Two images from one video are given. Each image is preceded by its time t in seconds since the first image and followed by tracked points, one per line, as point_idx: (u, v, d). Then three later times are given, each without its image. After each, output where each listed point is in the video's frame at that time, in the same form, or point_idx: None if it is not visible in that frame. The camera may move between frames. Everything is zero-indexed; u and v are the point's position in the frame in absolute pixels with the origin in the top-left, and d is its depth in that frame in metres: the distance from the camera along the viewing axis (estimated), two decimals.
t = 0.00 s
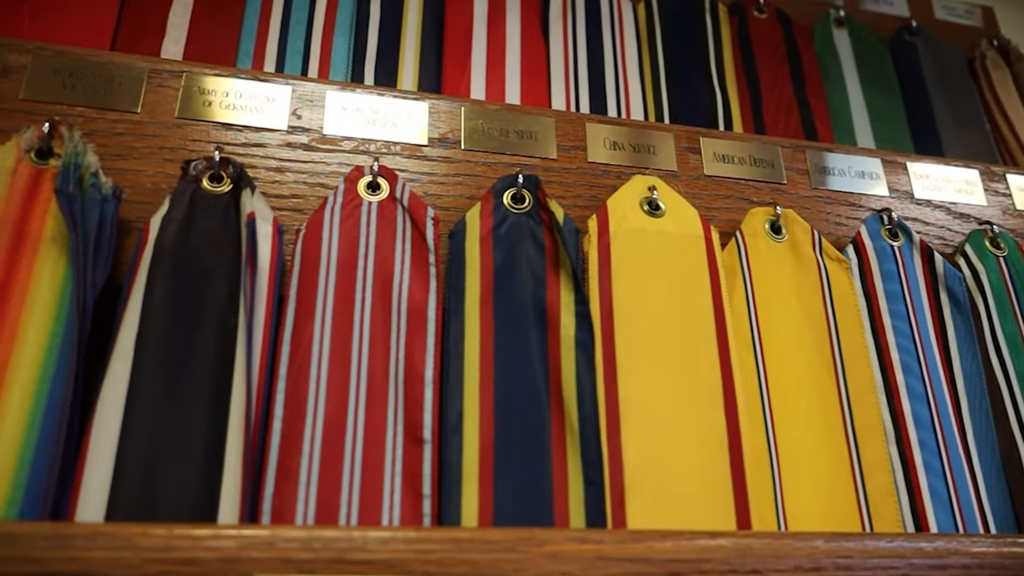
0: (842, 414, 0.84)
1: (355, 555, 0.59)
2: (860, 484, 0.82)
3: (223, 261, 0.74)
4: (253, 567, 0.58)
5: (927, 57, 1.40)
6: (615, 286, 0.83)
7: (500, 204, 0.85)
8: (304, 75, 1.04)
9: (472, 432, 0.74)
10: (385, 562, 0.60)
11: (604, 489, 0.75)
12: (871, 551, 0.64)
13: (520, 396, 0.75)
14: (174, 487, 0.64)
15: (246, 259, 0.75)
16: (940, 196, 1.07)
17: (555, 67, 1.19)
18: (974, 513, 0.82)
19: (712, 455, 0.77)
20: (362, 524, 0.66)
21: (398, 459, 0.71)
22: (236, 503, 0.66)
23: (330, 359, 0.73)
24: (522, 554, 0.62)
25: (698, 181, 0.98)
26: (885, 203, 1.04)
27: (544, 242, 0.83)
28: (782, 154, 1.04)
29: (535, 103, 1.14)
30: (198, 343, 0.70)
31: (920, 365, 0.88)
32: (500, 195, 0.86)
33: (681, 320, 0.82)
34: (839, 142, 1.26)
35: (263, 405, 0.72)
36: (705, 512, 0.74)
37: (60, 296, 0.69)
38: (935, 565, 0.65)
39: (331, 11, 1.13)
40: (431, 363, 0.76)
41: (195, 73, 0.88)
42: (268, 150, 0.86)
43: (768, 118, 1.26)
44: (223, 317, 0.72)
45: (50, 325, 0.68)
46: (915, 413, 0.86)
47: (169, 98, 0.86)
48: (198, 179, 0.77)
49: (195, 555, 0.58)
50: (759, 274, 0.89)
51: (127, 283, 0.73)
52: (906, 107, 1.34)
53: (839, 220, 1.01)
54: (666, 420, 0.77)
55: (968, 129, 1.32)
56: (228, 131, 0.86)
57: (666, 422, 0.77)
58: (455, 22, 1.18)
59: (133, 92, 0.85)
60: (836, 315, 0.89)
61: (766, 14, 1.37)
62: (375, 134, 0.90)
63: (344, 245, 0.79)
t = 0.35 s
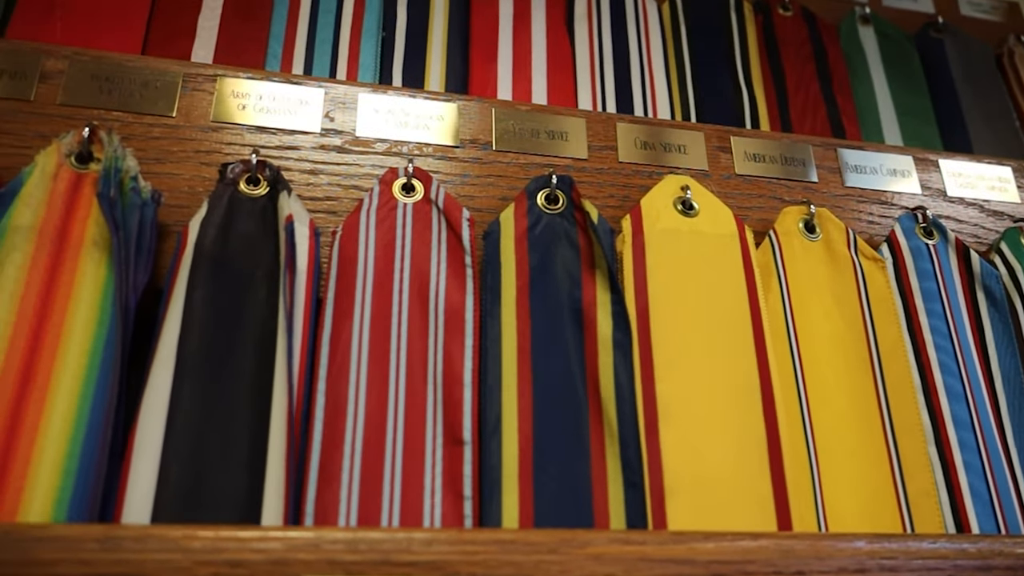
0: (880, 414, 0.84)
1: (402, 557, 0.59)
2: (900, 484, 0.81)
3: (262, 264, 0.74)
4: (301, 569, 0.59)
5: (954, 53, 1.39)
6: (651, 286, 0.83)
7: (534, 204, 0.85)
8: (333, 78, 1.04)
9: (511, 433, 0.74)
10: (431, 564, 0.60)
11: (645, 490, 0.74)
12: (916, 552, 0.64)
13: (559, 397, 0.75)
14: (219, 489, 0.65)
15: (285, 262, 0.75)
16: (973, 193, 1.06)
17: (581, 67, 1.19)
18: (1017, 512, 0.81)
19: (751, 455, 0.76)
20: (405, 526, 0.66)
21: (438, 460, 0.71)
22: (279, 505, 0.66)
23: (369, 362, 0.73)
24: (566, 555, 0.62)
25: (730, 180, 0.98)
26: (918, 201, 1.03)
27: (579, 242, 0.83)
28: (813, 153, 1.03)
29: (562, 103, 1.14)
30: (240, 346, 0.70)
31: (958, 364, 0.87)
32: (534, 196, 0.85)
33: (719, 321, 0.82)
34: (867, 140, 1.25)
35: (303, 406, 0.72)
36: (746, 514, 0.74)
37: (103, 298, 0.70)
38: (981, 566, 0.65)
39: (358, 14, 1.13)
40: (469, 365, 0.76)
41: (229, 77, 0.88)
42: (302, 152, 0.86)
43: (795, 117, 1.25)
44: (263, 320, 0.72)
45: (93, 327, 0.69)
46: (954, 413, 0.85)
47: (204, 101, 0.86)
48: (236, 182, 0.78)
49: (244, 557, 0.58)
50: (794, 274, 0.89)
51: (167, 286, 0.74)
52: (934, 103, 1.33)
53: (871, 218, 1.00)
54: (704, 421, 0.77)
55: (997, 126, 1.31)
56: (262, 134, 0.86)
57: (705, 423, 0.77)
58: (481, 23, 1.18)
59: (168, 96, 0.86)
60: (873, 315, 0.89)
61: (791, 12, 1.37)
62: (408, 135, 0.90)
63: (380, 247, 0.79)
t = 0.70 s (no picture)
0: (918, 412, 0.83)
1: (447, 556, 0.60)
2: (940, 483, 0.80)
3: (300, 264, 0.75)
4: (347, 568, 0.59)
5: (981, 48, 1.37)
6: (686, 284, 0.82)
7: (567, 203, 0.85)
8: (361, 78, 1.04)
9: (549, 433, 0.74)
10: (475, 563, 0.60)
11: (684, 489, 0.74)
12: (960, 552, 0.64)
13: (596, 395, 0.75)
14: (262, 488, 0.65)
15: (322, 262, 0.75)
16: (1006, 189, 1.05)
17: (607, 66, 1.19)
18: None
19: (789, 454, 0.76)
20: (446, 525, 0.66)
21: (478, 459, 0.71)
22: (321, 504, 0.66)
23: (407, 361, 0.73)
24: (610, 554, 0.61)
25: (760, 178, 0.98)
26: (950, 197, 1.03)
27: (613, 241, 0.83)
28: (843, 150, 1.03)
29: (588, 102, 1.14)
30: (280, 346, 0.71)
31: (995, 362, 0.86)
32: (567, 194, 0.85)
33: (755, 319, 0.81)
34: (895, 136, 1.24)
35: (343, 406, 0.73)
36: (786, 513, 0.73)
37: (144, 299, 0.71)
38: None
39: (384, 14, 1.14)
40: (507, 364, 0.76)
41: (261, 79, 0.89)
42: (335, 153, 0.87)
43: (821, 113, 1.24)
44: (302, 320, 0.72)
45: (135, 329, 0.69)
46: (992, 411, 0.84)
47: (237, 103, 0.87)
48: (272, 182, 0.78)
49: (290, 556, 0.58)
50: (829, 272, 0.88)
51: (206, 287, 0.74)
52: (961, 99, 1.32)
53: (903, 215, 1.00)
54: (743, 419, 0.76)
55: None
56: (295, 135, 0.86)
57: (743, 421, 0.76)
58: (506, 22, 1.18)
59: (202, 98, 0.86)
60: (909, 312, 0.88)
61: (815, 9, 1.36)
62: (438, 135, 0.90)
63: (415, 247, 0.79)
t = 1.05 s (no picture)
0: (958, 411, 0.83)
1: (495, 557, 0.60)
2: (982, 482, 0.80)
3: (341, 267, 0.75)
4: (397, 569, 0.59)
5: (1010, 44, 1.36)
6: (723, 285, 0.82)
7: (603, 204, 0.85)
8: (391, 81, 1.05)
9: (589, 433, 0.74)
10: (523, 564, 0.60)
11: (726, 489, 0.74)
12: (1008, 552, 0.63)
13: (636, 396, 0.75)
14: (310, 490, 0.66)
15: (362, 265, 0.76)
16: None
17: (634, 66, 1.19)
18: None
19: (832, 454, 0.76)
20: (491, 525, 0.67)
21: (520, 460, 0.71)
22: (367, 505, 0.67)
23: (448, 363, 0.74)
24: (656, 554, 0.61)
25: (793, 177, 0.97)
26: (984, 195, 1.02)
27: (649, 242, 0.83)
28: (876, 147, 1.02)
29: (616, 102, 1.14)
30: (324, 348, 0.71)
31: None
32: (602, 195, 0.85)
33: (794, 318, 0.81)
34: (924, 134, 1.23)
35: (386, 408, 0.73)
36: (829, 513, 0.73)
37: (189, 302, 0.71)
38: None
39: (413, 17, 1.14)
40: (547, 366, 0.76)
41: (297, 83, 0.89)
42: (371, 156, 0.87)
43: (849, 111, 1.23)
44: (344, 323, 0.73)
45: (183, 334, 0.70)
46: None
47: (274, 107, 0.87)
48: (311, 186, 0.79)
49: (341, 557, 0.59)
50: (865, 271, 0.88)
51: (249, 291, 0.75)
52: (990, 96, 1.31)
53: (937, 213, 0.99)
54: (783, 419, 0.76)
55: None
56: (331, 138, 0.87)
57: (783, 421, 0.76)
58: (533, 24, 1.18)
59: (240, 103, 0.87)
60: (947, 311, 0.88)
61: (841, 6, 1.36)
62: (472, 137, 0.91)
63: (454, 249, 0.79)
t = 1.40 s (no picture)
0: (991, 414, 0.82)
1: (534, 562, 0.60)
2: (1017, 486, 0.79)
3: (374, 275, 0.76)
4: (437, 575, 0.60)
5: None
6: (754, 289, 0.82)
7: (632, 209, 0.85)
8: (416, 88, 1.06)
9: (623, 438, 0.74)
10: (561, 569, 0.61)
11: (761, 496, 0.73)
12: None
13: (669, 401, 0.75)
14: (349, 497, 0.66)
15: (396, 273, 0.77)
16: None
17: (656, 70, 1.19)
18: None
19: (866, 458, 0.75)
20: (528, 531, 0.67)
21: (554, 466, 0.72)
22: (406, 511, 0.67)
23: (482, 369, 0.74)
24: (693, 559, 0.62)
25: (820, 179, 0.97)
26: (1012, 196, 1.02)
27: (679, 247, 0.83)
28: (903, 149, 1.02)
29: (639, 106, 1.14)
30: (359, 356, 0.72)
31: None
32: (631, 201, 0.85)
33: (826, 322, 0.81)
34: (948, 134, 1.22)
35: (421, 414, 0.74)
36: (865, 518, 0.73)
37: (227, 312, 0.72)
38: None
39: (436, 23, 1.15)
40: (580, 372, 0.77)
41: (326, 91, 0.90)
42: (400, 163, 0.88)
43: (872, 112, 1.23)
44: (379, 330, 0.74)
45: (219, 341, 0.71)
46: None
47: (304, 116, 0.88)
48: (344, 195, 0.79)
49: (382, 563, 0.59)
50: (895, 274, 0.88)
51: (285, 300, 0.76)
52: (1015, 95, 1.30)
53: (965, 215, 0.99)
54: (817, 424, 0.76)
55: None
56: (361, 146, 0.88)
57: (817, 425, 0.76)
58: (555, 28, 1.18)
59: (271, 112, 0.88)
60: (979, 313, 0.87)
61: (863, 6, 1.35)
62: (500, 143, 0.91)
63: (485, 256, 0.80)
